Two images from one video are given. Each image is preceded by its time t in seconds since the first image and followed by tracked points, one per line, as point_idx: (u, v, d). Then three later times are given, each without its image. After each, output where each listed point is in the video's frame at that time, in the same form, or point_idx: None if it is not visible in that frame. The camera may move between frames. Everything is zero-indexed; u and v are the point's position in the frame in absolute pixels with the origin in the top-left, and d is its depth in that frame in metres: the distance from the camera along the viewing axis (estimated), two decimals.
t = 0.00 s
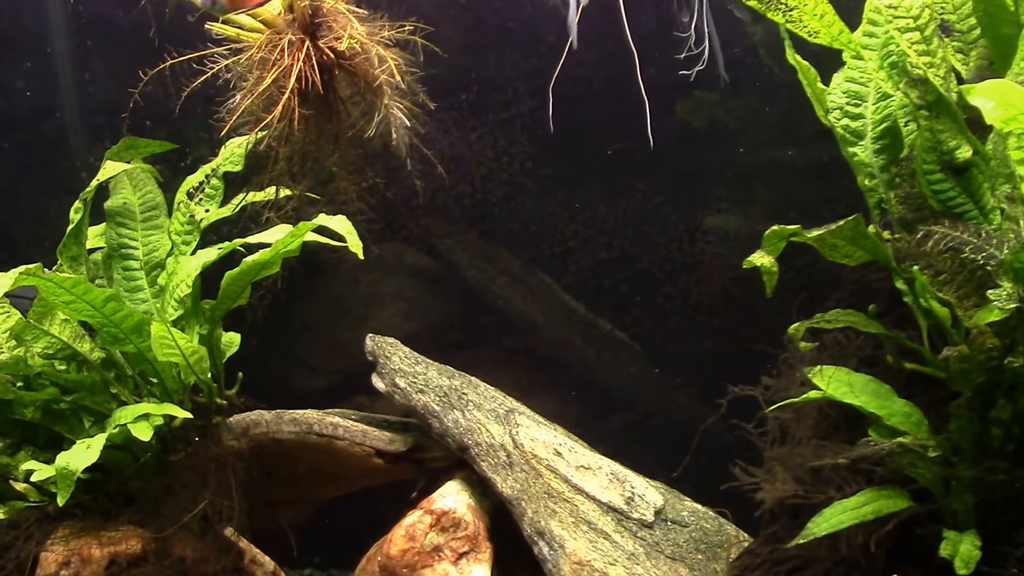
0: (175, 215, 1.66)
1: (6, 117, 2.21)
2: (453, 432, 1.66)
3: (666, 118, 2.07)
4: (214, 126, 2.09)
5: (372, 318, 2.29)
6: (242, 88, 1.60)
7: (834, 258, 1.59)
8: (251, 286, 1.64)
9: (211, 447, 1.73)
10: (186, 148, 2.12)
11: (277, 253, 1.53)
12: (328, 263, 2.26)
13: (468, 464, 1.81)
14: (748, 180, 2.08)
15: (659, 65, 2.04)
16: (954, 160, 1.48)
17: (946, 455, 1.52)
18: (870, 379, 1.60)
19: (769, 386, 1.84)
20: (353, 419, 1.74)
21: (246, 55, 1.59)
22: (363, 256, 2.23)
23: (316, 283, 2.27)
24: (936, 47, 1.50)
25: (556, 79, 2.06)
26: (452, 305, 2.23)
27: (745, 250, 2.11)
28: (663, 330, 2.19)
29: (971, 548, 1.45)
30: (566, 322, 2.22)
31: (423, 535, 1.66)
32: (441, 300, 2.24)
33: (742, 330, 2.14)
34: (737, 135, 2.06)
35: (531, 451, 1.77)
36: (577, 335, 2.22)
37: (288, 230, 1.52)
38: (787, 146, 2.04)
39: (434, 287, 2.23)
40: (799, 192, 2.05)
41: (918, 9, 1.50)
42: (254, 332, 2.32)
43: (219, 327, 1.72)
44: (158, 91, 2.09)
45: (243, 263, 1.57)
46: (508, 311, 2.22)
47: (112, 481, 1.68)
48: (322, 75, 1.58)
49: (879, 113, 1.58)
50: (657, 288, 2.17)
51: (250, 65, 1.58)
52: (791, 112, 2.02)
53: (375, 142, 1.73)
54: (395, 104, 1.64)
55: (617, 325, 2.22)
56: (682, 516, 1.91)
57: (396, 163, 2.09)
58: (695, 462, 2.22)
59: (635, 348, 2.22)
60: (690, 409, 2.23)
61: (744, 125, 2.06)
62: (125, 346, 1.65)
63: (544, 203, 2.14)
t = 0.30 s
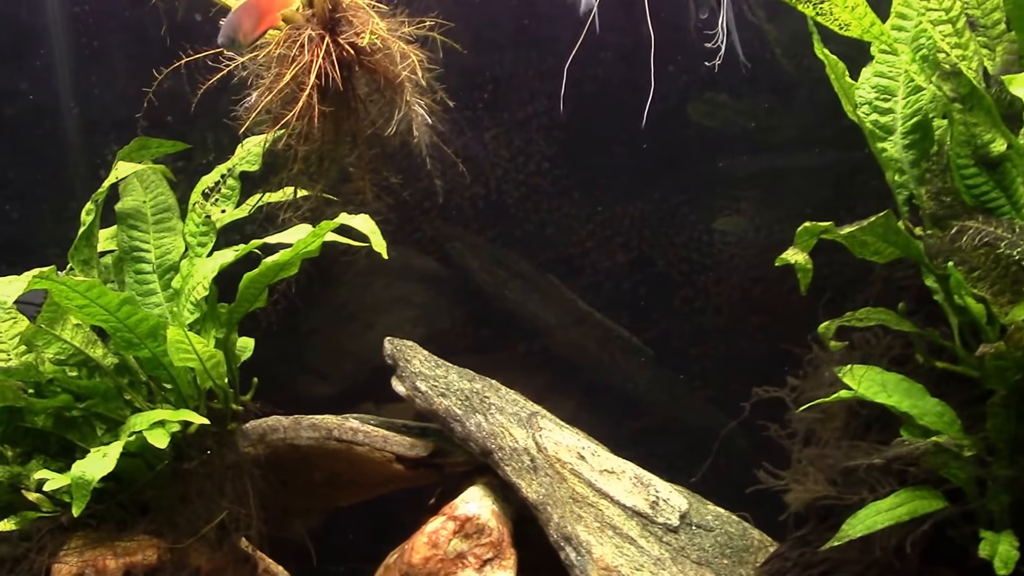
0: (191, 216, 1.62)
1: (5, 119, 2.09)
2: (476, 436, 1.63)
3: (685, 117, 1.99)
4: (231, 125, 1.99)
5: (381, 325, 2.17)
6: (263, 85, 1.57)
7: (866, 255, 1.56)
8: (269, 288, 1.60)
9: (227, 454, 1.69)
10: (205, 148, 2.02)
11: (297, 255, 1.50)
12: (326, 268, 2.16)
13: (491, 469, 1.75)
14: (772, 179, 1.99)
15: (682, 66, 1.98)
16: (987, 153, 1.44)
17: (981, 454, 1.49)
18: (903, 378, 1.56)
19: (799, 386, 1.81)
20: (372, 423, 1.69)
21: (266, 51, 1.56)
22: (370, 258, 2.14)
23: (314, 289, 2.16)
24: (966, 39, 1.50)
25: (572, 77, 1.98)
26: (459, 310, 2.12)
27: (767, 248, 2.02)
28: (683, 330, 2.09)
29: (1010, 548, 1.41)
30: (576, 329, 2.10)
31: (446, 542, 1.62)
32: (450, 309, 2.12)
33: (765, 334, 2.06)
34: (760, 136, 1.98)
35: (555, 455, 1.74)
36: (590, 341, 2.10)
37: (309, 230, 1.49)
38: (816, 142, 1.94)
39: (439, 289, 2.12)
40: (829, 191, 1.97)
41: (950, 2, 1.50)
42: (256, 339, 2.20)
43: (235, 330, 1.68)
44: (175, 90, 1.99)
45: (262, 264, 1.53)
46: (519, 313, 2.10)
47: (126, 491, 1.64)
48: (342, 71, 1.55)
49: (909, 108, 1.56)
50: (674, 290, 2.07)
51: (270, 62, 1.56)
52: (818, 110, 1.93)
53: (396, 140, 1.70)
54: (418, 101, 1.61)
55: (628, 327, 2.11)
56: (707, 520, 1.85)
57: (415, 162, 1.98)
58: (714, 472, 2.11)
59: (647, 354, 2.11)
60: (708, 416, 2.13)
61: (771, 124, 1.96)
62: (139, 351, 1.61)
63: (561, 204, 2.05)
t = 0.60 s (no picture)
0: (208, 216, 1.59)
1: (11, 120, 2.05)
2: (501, 439, 1.59)
3: (707, 115, 1.93)
4: (248, 124, 1.93)
5: (395, 330, 2.11)
6: (283, 82, 1.55)
7: (898, 252, 1.53)
8: (288, 290, 1.57)
9: (245, 460, 1.63)
10: (222, 148, 1.96)
11: (320, 254, 1.46)
12: (336, 275, 2.10)
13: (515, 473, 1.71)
14: (798, 177, 1.93)
15: (703, 64, 1.91)
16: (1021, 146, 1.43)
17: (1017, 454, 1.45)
18: (936, 376, 1.51)
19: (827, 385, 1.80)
20: (394, 427, 1.67)
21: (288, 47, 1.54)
22: (382, 260, 2.09)
23: (325, 296, 2.11)
24: (1002, 30, 1.41)
25: (591, 75, 1.93)
26: (475, 313, 2.07)
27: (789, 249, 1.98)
28: (705, 332, 2.03)
29: None
30: (594, 332, 2.06)
31: (471, 547, 1.57)
32: (463, 311, 2.08)
33: (789, 335, 2.00)
34: (785, 134, 1.92)
35: (580, 457, 1.70)
36: (606, 346, 2.06)
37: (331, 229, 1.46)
38: (842, 139, 1.90)
39: (455, 295, 2.08)
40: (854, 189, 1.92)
41: None
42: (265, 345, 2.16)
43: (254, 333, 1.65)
44: (193, 88, 1.93)
45: (283, 264, 1.50)
46: (535, 317, 2.05)
47: (144, 498, 1.61)
48: (364, 66, 1.53)
49: (941, 101, 1.54)
50: (695, 292, 2.01)
51: (289, 58, 1.53)
52: (847, 108, 1.88)
53: (416, 139, 1.67)
54: (439, 97, 1.58)
55: (646, 331, 2.06)
56: (733, 523, 1.81)
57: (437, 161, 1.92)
58: (736, 478, 2.05)
59: (664, 357, 2.06)
60: (730, 419, 2.07)
61: (799, 120, 1.90)
62: (155, 355, 1.57)
63: (579, 204, 2.00)
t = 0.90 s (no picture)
0: (226, 210, 1.55)
1: (20, 116, 2.01)
2: (528, 436, 1.55)
3: (732, 107, 1.89)
4: (266, 116, 1.89)
5: (410, 329, 2.07)
6: (303, 72, 1.52)
7: (931, 242, 1.50)
8: (309, 285, 1.54)
9: (266, 460, 1.60)
10: (241, 141, 1.92)
11: (341, 247, 1.43)
12: (349, 271, 2.05)
13: (542, 471, 1.67)
14: (823, 170, 1.90)
15: (727, 56, 1.88)
16: None
17: None
18: (971, 368, 1.46)
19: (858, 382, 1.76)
20: (418, 425, 1.63)
21: (307, 36, 1.50)
22: (399, 258, 2.04)
23: (338, 294, 2.06)
24: None
25: (614, 67, 1.90)
26: (493, 311, 2.04)
27: (816, 243, 1.93)
28: (729, 329, 2.00)
29: None
30: (616, 330, 2.03)
31: (498, 548, 1.54)
32: (481, 310, 2.04)
33: (814, 331, 1.97)
34: (812, 125, 1.88)
35: (609, 454, 1.66)
36: (626, 344, 2.02)
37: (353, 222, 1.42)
38: (868, 131, 1.87)
39: (474, 294, 2.03)
40: (882, 182, 1.89)
41: None
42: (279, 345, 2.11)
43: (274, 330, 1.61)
44: (210, 78, 1.87)
45: (304, 258, 1.46)
46: (556, 316, 2.02)
47: (163, 499, 1.57)
48: (387, 55, 1.49)
49: (975, 88, 1.51)
50: (719, 287, 1.98)
51: (309, 48, 1.50)
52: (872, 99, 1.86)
53: (439, 129, 1.63)
54: (463, 86, 1.55)
55: (669, 330, 2.02)
56: (763, 521, 1.77)
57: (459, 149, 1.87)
58: (762, 477, 2.01)
59: (687, 355, 2.02)
60: (754, 417, 2.04)
61: (825, 112, 1.87)
62: (174, 352, 1.53)
63: (600, 199, 1.96)
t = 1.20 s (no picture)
0: (247, 197, 1.52)
1: (32, 103, 1.96)
2: (556, 426, 1.52)
3: (758, 92, 1.87)
4: (285, 102, 1.85)
5: (429, 322, 2.03)
6: (325, 56, 1.50)
7: (965, 226, 1.47)
8: (332, 273, 1.51)
9: (288, 452, 1.57)
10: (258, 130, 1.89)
11: (365, 232, 1.40)
12: (368, 261, 2.01)
13: (568, 463, 1.63)
14: (850, 155, 1.87)
15: (752, 40, 1.85)
16: None
17: None
18: (1010, 354, 1.42)
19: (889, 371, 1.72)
20: (443, 416, 1.59)
21: (331, 19, 1.48)
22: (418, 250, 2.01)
23: (357, 285, 2.02)
24: None
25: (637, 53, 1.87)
26: (514, 303, 2.01)
27: (842, 232, 1.90)
28: (754, 319, 1.97)
29: None
30: (639, 322, 1.99)
31: (526, 540, 1.50)
32: (502, 301, 2.01)
33: (841, 321, 1.94)
34: (838, 111, 1.86)
35: (638, 445, 1.63)
36: (648, 334, 2.00)
37: (377, 206, 1.38)
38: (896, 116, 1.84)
39: (494, 286, 2.01)
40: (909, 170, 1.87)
41: None
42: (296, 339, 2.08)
43: (296, 319, 1.58)
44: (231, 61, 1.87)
45: (328, 244, 1.43)
46: (578, 307, 1.99)
47: (183, 492, 1.54)
48: (412, 37, 1.46)
49: (1011, 69, 1.47)
50: (744, 276, 1.95)
51: (332, 31, 1.49)
52: (901, 83, 1.82)
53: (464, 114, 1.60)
54: (488, 69, 1.52)
55: (692, 321, 1.99)
56: (793, 514, 1.74)
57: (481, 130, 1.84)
58: (788, 471, 1.98)
59: (711, 346, 1.99)
60: (779, 410, 2.01)
61: (851, 96, 1.85)
62: (195, 343, 1.50)
63: (623, 186, 1.93)
